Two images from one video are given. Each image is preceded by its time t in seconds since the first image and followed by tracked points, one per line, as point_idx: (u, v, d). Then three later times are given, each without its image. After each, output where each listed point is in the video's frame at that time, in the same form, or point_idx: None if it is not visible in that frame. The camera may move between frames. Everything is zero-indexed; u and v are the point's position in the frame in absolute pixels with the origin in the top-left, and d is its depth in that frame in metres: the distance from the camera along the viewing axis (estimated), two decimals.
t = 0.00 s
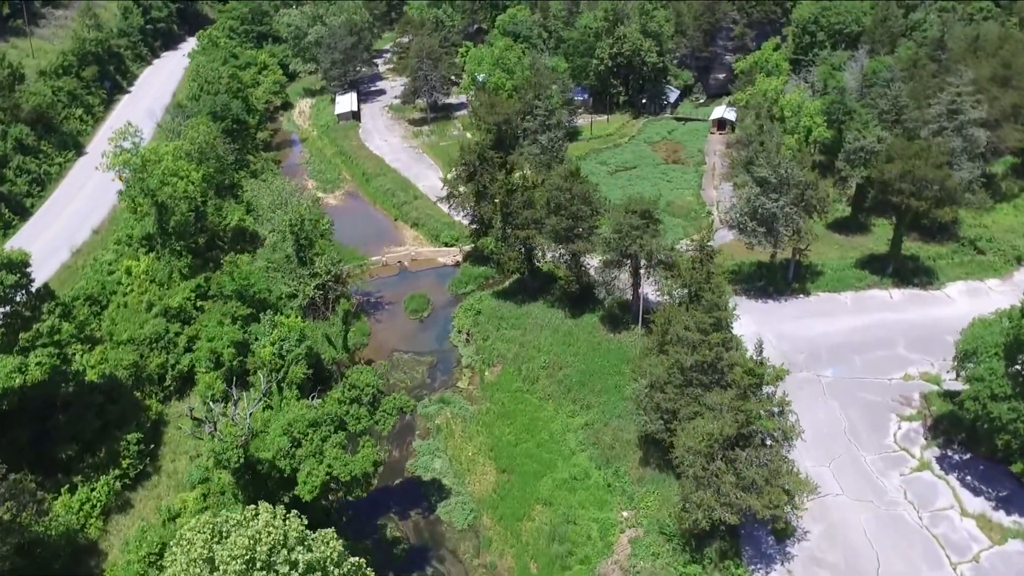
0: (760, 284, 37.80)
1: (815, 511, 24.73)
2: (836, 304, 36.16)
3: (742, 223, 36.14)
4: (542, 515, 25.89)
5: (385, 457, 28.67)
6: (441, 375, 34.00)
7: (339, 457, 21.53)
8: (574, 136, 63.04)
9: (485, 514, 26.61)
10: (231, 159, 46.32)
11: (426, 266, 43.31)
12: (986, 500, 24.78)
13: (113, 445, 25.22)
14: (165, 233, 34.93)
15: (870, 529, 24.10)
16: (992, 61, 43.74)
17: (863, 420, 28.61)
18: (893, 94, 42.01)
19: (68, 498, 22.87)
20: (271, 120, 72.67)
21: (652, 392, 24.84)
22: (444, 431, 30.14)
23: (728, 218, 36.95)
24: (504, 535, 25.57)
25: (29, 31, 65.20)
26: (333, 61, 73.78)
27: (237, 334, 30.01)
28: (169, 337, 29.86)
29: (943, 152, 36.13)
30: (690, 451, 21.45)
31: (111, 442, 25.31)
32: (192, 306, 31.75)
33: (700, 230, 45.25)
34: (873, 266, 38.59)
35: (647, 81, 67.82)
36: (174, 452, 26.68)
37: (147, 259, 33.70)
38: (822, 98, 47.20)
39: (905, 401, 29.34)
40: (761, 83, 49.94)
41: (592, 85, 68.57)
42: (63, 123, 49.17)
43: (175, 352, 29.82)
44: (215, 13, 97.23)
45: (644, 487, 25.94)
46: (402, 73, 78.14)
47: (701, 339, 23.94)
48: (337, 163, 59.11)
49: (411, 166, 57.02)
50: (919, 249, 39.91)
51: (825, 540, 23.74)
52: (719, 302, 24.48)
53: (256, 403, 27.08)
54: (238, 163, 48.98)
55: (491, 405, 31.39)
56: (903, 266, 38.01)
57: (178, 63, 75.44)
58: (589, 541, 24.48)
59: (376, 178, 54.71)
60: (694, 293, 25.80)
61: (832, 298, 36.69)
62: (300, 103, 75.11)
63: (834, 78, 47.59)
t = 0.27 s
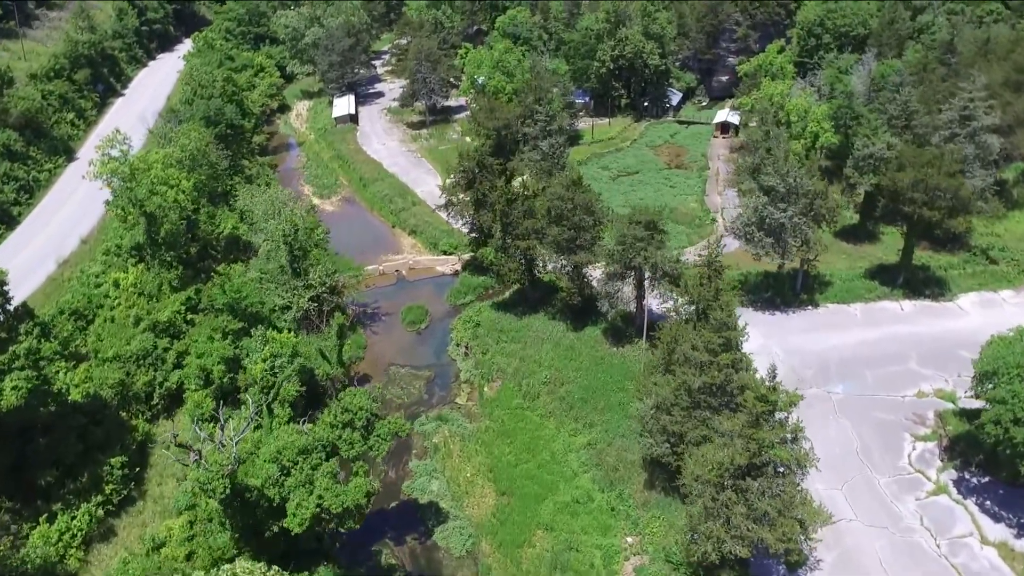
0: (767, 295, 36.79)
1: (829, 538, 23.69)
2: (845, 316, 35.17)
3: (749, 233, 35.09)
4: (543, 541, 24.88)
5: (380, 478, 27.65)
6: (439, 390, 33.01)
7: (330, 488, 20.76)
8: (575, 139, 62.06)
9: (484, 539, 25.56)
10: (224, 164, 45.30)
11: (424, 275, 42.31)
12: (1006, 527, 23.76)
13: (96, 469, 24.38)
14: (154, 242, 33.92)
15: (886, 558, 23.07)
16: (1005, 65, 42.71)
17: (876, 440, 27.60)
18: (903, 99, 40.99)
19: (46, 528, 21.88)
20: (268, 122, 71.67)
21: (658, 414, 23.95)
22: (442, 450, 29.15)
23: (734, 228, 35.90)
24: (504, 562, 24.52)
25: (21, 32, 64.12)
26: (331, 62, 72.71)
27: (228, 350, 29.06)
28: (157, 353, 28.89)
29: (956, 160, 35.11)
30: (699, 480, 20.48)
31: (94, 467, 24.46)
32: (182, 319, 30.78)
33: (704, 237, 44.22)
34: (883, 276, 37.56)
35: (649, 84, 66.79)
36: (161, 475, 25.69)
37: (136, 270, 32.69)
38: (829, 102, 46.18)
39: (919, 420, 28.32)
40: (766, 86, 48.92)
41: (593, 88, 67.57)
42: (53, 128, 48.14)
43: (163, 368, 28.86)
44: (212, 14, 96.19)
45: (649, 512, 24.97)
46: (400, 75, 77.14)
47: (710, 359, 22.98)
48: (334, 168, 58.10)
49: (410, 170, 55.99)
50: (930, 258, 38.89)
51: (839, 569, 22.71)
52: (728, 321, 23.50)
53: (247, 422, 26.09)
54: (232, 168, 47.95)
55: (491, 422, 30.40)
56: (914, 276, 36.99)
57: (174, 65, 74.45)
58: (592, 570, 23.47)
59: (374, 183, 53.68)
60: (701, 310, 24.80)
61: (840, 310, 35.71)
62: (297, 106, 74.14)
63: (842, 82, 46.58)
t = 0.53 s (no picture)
0: (773, 306, 35.86)
1: (841, 565, 22.75)
2: (853, 329, 34.31)
3: (755, 243, 34.11)
4: (544, 567, 23.97)
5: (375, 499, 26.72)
6: (437, 405, 32.09)
7: (321, 518, 19.95)
8: (576, 143, 61.19)
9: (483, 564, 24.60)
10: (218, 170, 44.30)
11: (423, 284, 41.43)
12: None
13: (79, 493, 23.25)
14: (144, 253, 32.97)
15: None
16: (1015, 70, 41.83)
17: (887, 459, 26.72)
18: (911, 104, 40.13)
19: (24, 557, 20.53)
20: (264, 126, 70.74)
21: (665, 435, 23.04)
22: (439, 468, 28.26)
23: (740, 237, 35.02)
24: None
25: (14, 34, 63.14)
26: (328, 65, 71.73)
27: (218, 366, 28.15)
28: (145, 368, 27.90)
29: (968, 167, 34.21)
30: (708, 508, 19.53)
31: (77, 491, 23.35)
32: (172, 332, 29.83)
33: (709, 245, 43.27)
34: (892, 286, 36.65)
35: (651, 87, 65.89)
36: (148, 498, 24.78)
37: (124, 281, 31.69)
38: (836, 107, 45.26)
39: (932, 438, 27.46)
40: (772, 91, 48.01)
41: (594, 91, 66.73)
42: (43, 133, 47.16)
43: (151, 385, 27.86)
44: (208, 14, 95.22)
45: (654, 536, 24.06)
46: (399, 78, 76.29)
47: (717, 379, 22.11)
48: (331, 173, 57.21)
49: (408, 175, 55.09)
50: (940, 267, 37.99)
51: None
52: (738, 339, 22.62)
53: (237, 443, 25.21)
54: (227, 175, 47.06)
55: (490, 439, 29.54)
56: (924, 286, 36.09)
57: (169, 67, 73.52)
58: None
59: (371, 189, 52.75)
60: (708, 327, 23.91)
61: (848, 322, 34.84)
62: (295, 109, 73.28)
63: (848, 86, 45.68)
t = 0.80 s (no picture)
0: (782, 318, 34.81)
1: None
2: (864, 342, 33.24)
3: (764, 254, 33.05)
4: None
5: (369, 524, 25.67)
6: (435, 422, 31.05)
7: (311, 554, 18.80)
8: (577, 147, 60.13)
9: None
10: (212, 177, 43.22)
11: (421, 294, 40.39)
12: None
13: (59, 522, 22.26)
14: (132, 264, 31.88)
15: None
16: None
17: (904, 482, 25.67)
18: (923, 110, 39.06)
19: None
20: (261, 129, 69.69)
21: (673, 461, 21.99)
22: (438, 491, 27.23)
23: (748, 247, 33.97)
24: None
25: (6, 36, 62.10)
26: (326, 67, 70.67)
27: (208, 385, 27.12)
28: (132, 387, 26.87)
29: (984, 177, 33.15)
30: (720, 544, 18.47)
31: (57, 520, 22.37)
32: (161, 348, 28.78)
33: (715, 253, 42.19)
34: (903, 298, 35.58)
35: (653, 90, 64.86)
36: (133, 526, 23.90)
37: (112, 294, 30.62)
38: (844, 112, 44.19)
39: (950, 461, 26.39)
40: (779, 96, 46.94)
41: (596, 94, 65.69)
42: (33, 139, 46.15)
43: (138, 404, 26.84)
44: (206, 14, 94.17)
45: (661, 564, 23.05)
46: (398, 80, 75.25)
47: (728, 405, 21.08)
48: (329, 178, 56.18)
49: (407, 180, 54.03)
50: (952, 278, 36.94)
51: None
52: (751, 361, 21.44)
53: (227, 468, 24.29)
54: (221, 181, 46.02)
55: (490, 460, 28.49)
56: (937, 298, 35.03)
57: (165, 69, 72.53)
58: None
59: (369, 194, 51.68)
60: (717, 348, 22.87)
61: (859, 335, 33.76)
62: (292, 112, 72.26)
63: (857, 90, 44.59)
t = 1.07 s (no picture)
0: (791, 331, 33.74)
1: None
2: (876, 357, 32.19)
3: (773, 266, 32.02)
4: None
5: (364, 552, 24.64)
6: (433, 441, 30.06)
7: None
8: (579, 152, 59.08)
9: None
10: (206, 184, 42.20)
11: (420, 305, 39.36)
12: None
13: (37, 554, 21.26)
14: (120, 277, 30.80)
15: None
16: None
17: (922, 508, 24.66)
18: (936, 116, 37.97)
19: None
20: (258, 132, 68.64)
21: (683, 490, 20.96)
22: (436, 516, 26.23)
23: (757, 258, 32.93)
24: None
25: None
26: (324, 69, 69.61)
27: (197, 406, 25.98)
28: (118, 408, 25.73)
29: (1000, 186, 32.07)
30: None
31: (35, 552, 21.44)
32: (149, 366, 27.66)
33: (720, 262, 41.19)
34: (916, 310, 34.49)
35: (656, 93, 63.82)
36: (119, 554, 22.98)
37: (99, 308, 29.55)
38: (853, 117, 43.11)
39: (968, 485, 25.41)
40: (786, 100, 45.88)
41: (598, 97, 64.65)
42: (23, 144, 45.17)
43: (124, 425, 25.71)
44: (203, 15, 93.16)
45: None
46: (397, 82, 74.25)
47: (741, 433, 20.06)
48: (326, 183, 55.18)
49: (406, 185, 53.01)
50: (966, 289, 35.87)
51: None
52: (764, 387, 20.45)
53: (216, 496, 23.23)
54: (215, 188, 45.03)
55: (491, 482, 27.47)
56: (951, 310, 33.96)
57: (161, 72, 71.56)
58: None
59: (367, 201, 50.59)
60: (728, 370, 21.84)
61: (872, 349, 32.73)
62: (290, 115, 71.25)
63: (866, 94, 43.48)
